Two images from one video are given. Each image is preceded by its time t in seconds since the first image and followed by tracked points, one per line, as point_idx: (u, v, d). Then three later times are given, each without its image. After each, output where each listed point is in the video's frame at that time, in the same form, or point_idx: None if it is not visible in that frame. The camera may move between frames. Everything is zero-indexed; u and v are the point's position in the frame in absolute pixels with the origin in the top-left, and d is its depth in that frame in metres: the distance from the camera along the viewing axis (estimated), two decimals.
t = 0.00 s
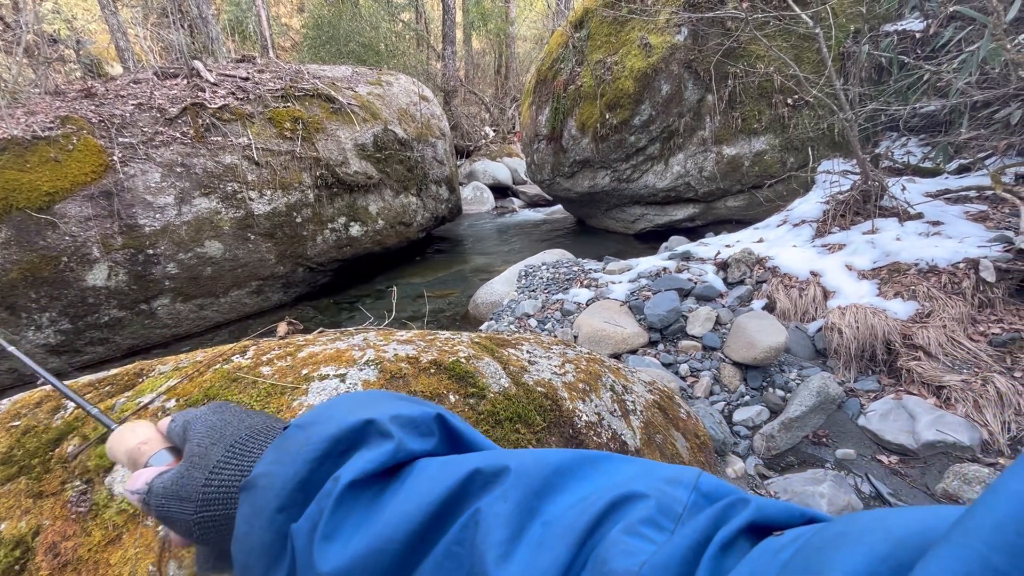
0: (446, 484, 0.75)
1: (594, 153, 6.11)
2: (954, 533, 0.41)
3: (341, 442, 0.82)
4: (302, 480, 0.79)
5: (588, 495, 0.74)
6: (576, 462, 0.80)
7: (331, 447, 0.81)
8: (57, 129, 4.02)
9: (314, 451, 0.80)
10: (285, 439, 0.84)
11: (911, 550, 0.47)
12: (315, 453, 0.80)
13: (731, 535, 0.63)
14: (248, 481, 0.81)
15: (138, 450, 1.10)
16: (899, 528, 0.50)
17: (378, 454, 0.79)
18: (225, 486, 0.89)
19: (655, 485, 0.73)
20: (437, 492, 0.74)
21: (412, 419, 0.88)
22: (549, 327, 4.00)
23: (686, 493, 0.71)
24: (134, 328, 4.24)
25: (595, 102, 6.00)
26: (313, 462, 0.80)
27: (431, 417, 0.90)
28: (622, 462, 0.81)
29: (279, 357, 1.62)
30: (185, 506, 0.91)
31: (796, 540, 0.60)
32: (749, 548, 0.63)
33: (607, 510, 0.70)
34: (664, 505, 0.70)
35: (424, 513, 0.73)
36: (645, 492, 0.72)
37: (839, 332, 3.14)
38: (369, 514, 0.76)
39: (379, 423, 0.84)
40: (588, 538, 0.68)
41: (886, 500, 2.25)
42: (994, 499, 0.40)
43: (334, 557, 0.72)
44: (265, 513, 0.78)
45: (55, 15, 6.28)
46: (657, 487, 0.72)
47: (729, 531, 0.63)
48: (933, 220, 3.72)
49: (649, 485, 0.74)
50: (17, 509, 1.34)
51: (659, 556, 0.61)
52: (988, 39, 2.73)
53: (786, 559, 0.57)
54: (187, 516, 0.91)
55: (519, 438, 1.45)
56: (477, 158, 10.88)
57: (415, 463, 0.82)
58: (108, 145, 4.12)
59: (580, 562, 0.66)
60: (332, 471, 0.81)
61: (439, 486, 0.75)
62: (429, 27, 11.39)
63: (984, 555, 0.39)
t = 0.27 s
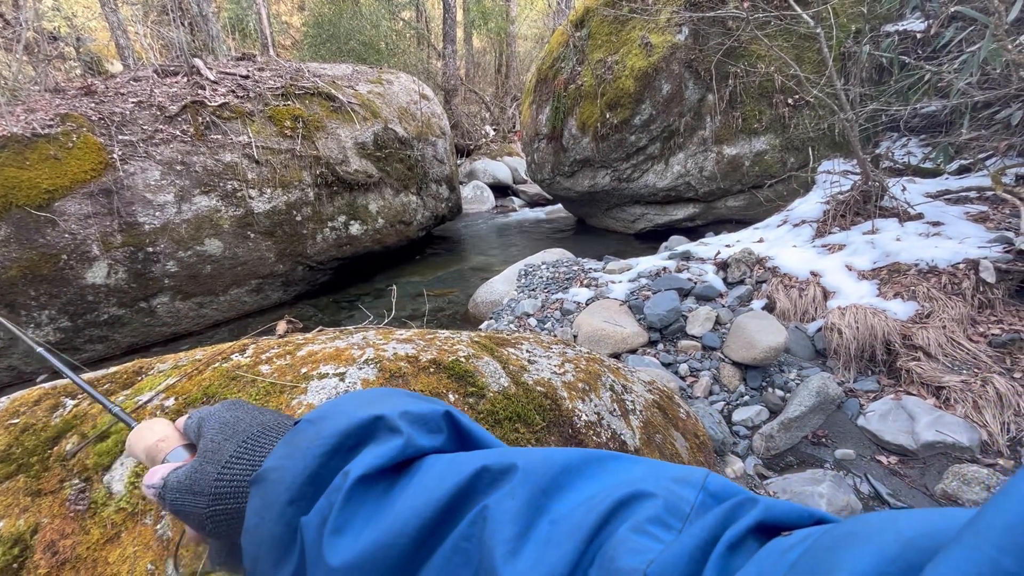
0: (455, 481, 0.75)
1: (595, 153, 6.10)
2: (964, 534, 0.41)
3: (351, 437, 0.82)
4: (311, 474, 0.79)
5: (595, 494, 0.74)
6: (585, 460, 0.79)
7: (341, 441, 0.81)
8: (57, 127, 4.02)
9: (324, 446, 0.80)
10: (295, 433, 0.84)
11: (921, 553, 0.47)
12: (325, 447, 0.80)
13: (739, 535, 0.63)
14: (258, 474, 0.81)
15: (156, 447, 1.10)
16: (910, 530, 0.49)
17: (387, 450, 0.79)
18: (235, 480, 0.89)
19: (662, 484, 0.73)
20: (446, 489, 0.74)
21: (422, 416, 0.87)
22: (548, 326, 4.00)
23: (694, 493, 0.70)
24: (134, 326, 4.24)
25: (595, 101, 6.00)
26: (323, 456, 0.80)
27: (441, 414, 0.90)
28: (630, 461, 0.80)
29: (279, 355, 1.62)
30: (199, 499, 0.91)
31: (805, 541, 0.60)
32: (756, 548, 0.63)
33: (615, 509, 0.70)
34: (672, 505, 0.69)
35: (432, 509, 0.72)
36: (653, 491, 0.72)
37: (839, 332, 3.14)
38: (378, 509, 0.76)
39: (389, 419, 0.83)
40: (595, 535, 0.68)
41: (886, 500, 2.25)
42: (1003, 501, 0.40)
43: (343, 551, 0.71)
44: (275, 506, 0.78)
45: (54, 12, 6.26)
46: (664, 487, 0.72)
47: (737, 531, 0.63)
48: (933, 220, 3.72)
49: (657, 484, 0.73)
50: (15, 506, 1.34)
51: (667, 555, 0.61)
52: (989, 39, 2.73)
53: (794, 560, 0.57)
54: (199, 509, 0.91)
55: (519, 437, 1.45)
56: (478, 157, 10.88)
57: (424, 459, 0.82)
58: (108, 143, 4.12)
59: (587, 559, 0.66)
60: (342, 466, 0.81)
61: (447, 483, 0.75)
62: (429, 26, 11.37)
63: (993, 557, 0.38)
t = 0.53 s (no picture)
0: (460, 482, 0.74)
1: (596, 152, 6.09)
2: (961, 540, 0.41)
3: (360, 435, 0.80)
4: (320, 471, 0.77)
5: (595, 498, 0.73)
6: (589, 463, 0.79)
7: (350, 440, 0.79)
8: (58, 123, 4.01)
9: (332, 444, 0.79)
10: (304, 430, 0.83)
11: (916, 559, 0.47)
12: (331, 447, 0.79)
13: (738, 539, 0.63)
14: (267, 471, 0.80)
15: (142, 442, 1.08)
16: (910, 536, 0.49)
17: (395, 450, 0.78)
18: (238, 475, 0.89)
19: (662, 488, 0.72)
20: (451, 490, 0.73)
21: (429, 416, 0.86)
22: (549, 325, 4.00)
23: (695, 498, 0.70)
24: (134, 324, 4.25)
25: (597, 100, 5.99)
26: (331, 454, 0.79)
27: (448, 415, 0.89)
28: (631, 466, 0.80)
29: (278, 354, 1.62)
30: (197, 495, 0.90)
31: (804, 545, 0.60)
32: (756, 553, 0.63)
33: (614, 513, 0.70)
34: (672, 509, 0.69)
35: (437, 510, 0.72)
36: (653, 495, 0.71)
37: (839, 334, 3.13)
38: (384, 508, 0.75)
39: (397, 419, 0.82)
40: (596, 539, 0.67)
41: (886, 502, 2.25)
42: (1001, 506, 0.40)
43: (348, 550, 0.71)
44: (283, 503, 0.76)
45: (56, 9, 6.26)
46: (665, 491, 0.72)
47: (736, 536, 0.63)
48: (935, 222, 3.72)
49: (657, 488, 0.73)
50: (13, 504, 1.33)
51: (667, 560, 0.60)
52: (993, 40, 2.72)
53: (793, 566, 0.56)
54: (199, 505, 0.90)
55: (519, 437, 1.44)
56: (479, 155, 10.87)
57: (429, 460, 0.81)
58: (108, 139, 4.11)
59: (588, 563, 0.66)
60: (349, 464, 0.79)
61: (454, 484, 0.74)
62: (431, 24, 11.35)
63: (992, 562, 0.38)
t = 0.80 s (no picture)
0: (452, 492, 0.74)
1: (597, 152, 6.09)
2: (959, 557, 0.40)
3: (349, 446, 0.80)
4: (309, 483, 0.77)
5: (590, 509, 0.73)
6: (583, 473, 0.78)
7: (340, 451, 0.79)
8: (58, 119, 4.01)
9: (322, 455, 0.78)
10: (294, 440, 0.82)
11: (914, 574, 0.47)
12: (322, 458, 0.78)
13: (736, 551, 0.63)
14: (255, 482, 0.79)
15: (144, 431, 1.09)
16: (908, 551, 0.49)
17: (385, 461, 0.77)
18: (229, 481, 0.88)
19: (659, 499, 0.72)
20: (442, 501, 0.73)
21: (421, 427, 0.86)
22: (548, 325, 3.99)
23: (691, 509, 0.70)
24: (133, 320, 4.24)
25: (598, 101, 5.99)
26: (321, 466, 0.78)
27: (441, 425, 0.88)
28: (627, 475, 0.79)
29: (277, 352, 1.61)
30: (190, 496, 0.90)
31: (802, 558, 0.60)
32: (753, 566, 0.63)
33: (609, 524, 0.69)
34: (668, 521, 0.68)
35: (429, 520, 0.71)
36: (648, 506, 0.71)
37: (839, 336, 3.13)
38: (375, 518, 0.74)
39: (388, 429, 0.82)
40: (590, 551, 0.67)
41: (883, 504, 2.25)
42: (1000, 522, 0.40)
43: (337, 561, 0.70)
44: (272, 515, 0.76)
45: (58, 4, 6.26)
46: (661, 502, 0.71)
47: (733, 549, 0.63)
48: (935, 224, 3.72)
49: (653, 498, 0.72)
50: (9, 500, 1.33)
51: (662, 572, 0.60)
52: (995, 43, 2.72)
53: None
54: (191, 507, 0.90)
55: (518, 437, 1.44)
56: (480, 154, 10.86)
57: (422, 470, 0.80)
58: (109, 135, 4.10)
59: None
60: (339, 475, 0.79)
61: (445, 495, 0.73)
62: (433, 22, 11.34)
63: None
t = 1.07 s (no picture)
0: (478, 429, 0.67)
1: (596, 153, 6.09)
2: None
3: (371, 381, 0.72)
4: (328, 417, 0.69)
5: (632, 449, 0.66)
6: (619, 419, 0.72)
7: (360, 386, 0.71)
8: (55, 114, 3.99)
9: (341, 388, 0.70)
10: (313, 373, 0.74)
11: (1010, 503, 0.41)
12: (341, 389, 0.70)
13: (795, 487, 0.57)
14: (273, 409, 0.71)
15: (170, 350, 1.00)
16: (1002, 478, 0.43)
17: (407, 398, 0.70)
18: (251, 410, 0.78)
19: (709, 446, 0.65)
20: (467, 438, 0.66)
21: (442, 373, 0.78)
22: (546, 326, 3.99)
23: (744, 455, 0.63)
24: (128, 318, 4.18)
25: (598, 102, 6.00)
26: (340, 398, 0.70)
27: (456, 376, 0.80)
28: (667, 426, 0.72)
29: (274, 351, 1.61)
30: (206, 418, 0.80)
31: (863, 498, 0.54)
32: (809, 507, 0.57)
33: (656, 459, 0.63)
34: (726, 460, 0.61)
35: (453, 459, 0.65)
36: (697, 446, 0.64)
37: (836, 339, 3.13)
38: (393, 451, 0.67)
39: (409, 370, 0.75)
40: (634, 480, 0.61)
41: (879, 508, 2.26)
42: None
43: (349, 489, 0.64)
44: (287, 442, 0.68)
45: None
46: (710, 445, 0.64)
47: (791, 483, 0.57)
48: (933, 229, 3.73)
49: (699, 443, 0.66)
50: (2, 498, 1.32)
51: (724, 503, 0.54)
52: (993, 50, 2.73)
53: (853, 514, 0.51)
54: (204, 433, 0.81)
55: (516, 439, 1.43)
56: (479, 154, 10.85)
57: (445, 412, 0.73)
58: (106, 131, 4.09)
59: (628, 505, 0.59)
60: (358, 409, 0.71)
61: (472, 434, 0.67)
62: (433, 22, 11.33)
63: None
